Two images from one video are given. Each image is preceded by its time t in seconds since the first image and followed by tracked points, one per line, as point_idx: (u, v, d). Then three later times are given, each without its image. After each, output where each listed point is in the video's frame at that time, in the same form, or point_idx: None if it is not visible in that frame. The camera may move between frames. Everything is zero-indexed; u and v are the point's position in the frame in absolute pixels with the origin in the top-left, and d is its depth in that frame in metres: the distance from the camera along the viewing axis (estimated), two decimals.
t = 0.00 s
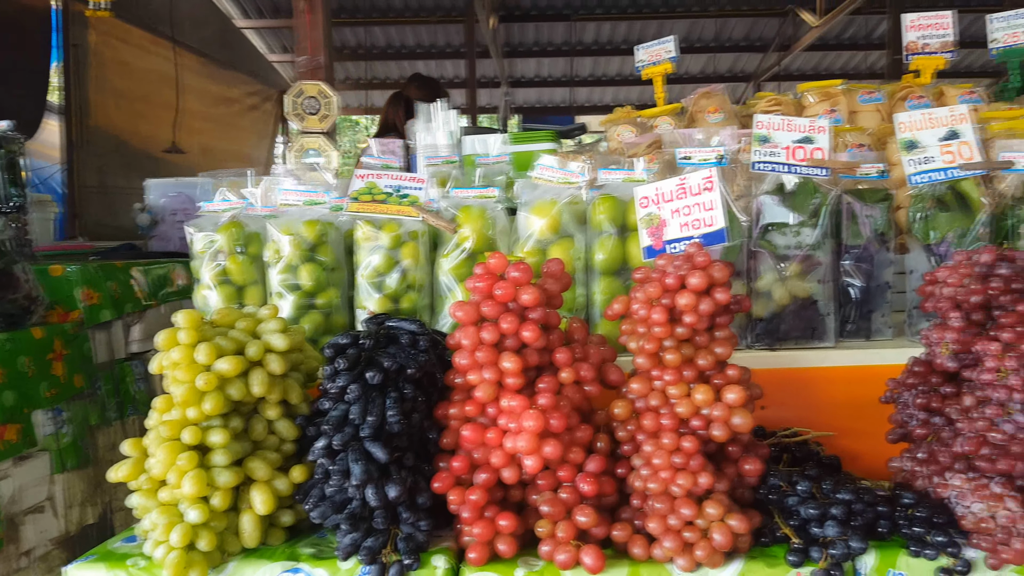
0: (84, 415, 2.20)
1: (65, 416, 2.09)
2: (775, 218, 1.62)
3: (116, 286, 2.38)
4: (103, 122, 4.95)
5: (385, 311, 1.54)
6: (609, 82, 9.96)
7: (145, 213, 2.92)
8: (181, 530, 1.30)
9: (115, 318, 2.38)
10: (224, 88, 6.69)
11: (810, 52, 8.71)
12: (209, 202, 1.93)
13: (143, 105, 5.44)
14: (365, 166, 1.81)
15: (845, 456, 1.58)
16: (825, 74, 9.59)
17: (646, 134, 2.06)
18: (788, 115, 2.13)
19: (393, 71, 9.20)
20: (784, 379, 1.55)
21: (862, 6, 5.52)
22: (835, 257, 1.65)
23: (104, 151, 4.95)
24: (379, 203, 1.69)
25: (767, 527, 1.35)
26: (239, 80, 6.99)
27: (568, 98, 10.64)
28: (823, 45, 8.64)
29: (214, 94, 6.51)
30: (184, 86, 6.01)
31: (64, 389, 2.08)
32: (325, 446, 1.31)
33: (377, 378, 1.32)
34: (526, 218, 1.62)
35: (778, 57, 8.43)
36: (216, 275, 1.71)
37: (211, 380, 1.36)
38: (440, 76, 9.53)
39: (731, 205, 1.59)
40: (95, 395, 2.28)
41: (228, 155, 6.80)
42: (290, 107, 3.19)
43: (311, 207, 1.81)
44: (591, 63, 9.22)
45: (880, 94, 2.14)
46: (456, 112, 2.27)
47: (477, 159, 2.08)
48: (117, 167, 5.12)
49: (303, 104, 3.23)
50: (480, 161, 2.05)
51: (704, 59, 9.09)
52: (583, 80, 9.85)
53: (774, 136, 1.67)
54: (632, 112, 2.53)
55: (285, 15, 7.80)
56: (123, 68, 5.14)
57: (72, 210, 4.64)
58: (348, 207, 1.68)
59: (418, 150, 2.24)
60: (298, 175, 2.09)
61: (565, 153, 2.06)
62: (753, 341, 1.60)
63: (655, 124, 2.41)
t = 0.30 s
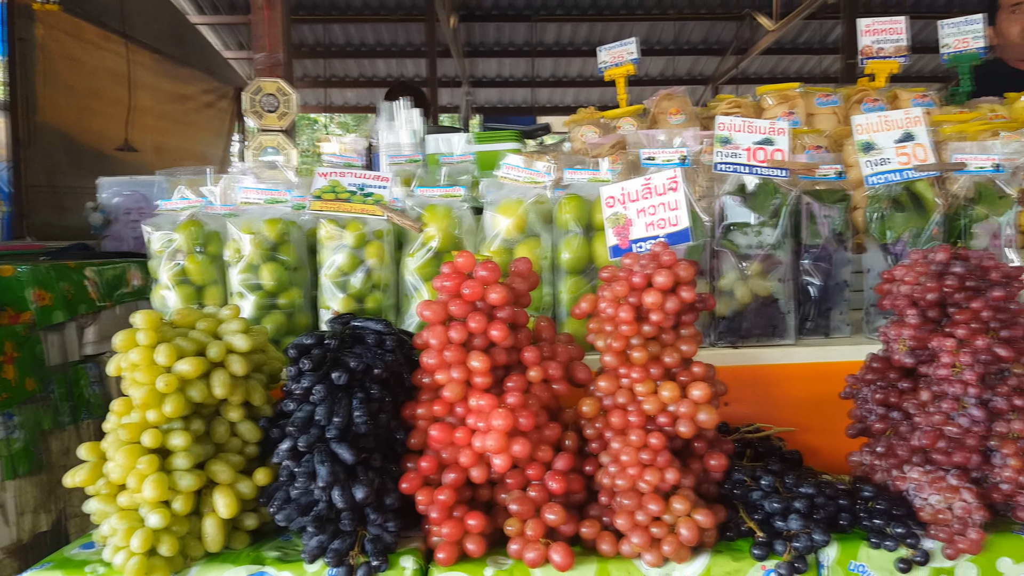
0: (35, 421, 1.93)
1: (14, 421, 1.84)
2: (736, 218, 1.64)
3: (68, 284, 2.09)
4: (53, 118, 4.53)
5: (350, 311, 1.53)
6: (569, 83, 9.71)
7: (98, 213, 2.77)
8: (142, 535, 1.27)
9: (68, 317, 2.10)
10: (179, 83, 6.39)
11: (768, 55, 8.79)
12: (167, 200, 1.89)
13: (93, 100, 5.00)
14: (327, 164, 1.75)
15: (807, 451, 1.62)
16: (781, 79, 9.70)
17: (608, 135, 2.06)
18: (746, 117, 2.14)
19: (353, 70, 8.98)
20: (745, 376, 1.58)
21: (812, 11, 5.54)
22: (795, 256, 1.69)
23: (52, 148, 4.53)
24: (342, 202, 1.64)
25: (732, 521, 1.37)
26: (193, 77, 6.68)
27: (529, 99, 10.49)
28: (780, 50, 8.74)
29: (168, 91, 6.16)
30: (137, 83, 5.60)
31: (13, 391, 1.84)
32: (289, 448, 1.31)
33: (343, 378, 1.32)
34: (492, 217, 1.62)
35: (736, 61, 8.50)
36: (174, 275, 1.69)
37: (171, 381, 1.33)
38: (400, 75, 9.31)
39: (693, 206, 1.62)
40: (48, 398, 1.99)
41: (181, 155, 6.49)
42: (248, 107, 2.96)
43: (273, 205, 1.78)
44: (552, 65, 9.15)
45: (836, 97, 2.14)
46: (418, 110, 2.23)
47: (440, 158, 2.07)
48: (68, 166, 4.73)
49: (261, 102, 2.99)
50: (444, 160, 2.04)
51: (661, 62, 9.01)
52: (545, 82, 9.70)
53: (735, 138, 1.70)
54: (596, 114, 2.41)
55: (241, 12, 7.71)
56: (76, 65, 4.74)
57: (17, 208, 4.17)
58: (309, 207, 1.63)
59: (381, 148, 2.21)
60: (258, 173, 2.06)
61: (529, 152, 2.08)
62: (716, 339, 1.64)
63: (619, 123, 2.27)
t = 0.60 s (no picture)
0: None
1: None
2: (703, 218, 1.67)
3: (27, 287, 2.04)
4: (11, 118, 4.36)
5: (318, 312, 1.52)
6: (538, 83, 9.66)
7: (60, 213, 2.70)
8: (106, 540, 1.25)
9: (26, 322, 2.04)
10: (142, 81, 6.23)
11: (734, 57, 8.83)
12: (131, 200, 1.86)
13: (51, 100, 4.81)
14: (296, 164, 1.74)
15: (773, 447, 1.65)
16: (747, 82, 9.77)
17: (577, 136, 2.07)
18: (714, 119, 2.15)
19: (320, 69, 8.79)
20: (712, 374, 1.61)
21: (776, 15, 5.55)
22: (761, 257, 1.72)
23: (8, 147, 4.36)
24: (311, 201, 1.64)
25: (700, 518, 1.39)
26: (156, 75, 6.50)
27: (498, 100, 10.36)
28: (746, 53, 8.81)
29: (130, 89, 6.00)
30: (98, 81, 5.44)
31: None
32: (257, 450, 1.29)
33: (311, 379, 1.31)
34: (462, 217, 1.62)
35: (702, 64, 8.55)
36: (139, 276, 1.66)
37: (136, 383, 1.31)
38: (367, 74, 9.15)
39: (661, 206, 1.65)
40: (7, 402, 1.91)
41: (143, 153, 6.32)
42: (213, 105, 2.90)
43: (239, 205, 1.76)
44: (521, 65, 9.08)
45: (800, 100, 2.19)
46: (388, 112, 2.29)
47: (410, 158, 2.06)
48: (24, 164, 4.55)
49: (227, 101, 2.93)
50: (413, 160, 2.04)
51: (631, 65, 9.13)
52: (513, 82, 9.56)
53: (702, 139, 1.74)
54: (565, 115, 2.38)
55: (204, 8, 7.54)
56: (33, 62, 4.57)
57: None
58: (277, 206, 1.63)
59: (350, 148, 2.21)
60: (225, 172, 2.02)
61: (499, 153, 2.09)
62: (684, 338, 1.67)
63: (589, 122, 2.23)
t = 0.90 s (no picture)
0: None
1: None
2: (667, 218, 1.68)
3: None
4: None
5: (279, 311, 1.50)
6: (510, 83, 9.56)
7: (20, 213, 2.62)
8: (60, 543, 1.22)
9: None
10: (107, 79, 6.08)
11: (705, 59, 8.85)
12: (89, 199, 1.81)
13: (16, 99, 4.69)
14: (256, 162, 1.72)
15: (737, 445, 1.66)
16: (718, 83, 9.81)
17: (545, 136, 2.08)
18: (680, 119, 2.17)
19: (290, 67, 8.62)
20: (676, 372, 1.62)
21: (746, 16, 5.56)
22: (725, 256, 1.73)
23: None
24: (272, 200, 1.62)
25: (662, 516, 1.39)
26: (123, 73, 6.36)
27: (470, 100, 10.23)
28: (717, 54, 8.86)
29: (94, 86, 5.84)
30: (62, 78, 5.29)
31: None
32: (215, 451, 1.27)
33: (270, 379, 1.29)
34: (427, 216, 1.61)
35: (672, 65, 8.56)
36: (96, 275, 1.62)
37: (91, 384, 1.28)
38: (338, 72, 8.82)
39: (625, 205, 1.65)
40: None
41: (109, 151, 6.18)
42: (179, 103, 2.83)
43: (199, 203, 1.73)
44: (493, 65, 9.01)
45: (766, 100, 2.24)
46: (353, 107, 2.24)
47: (376, 156, 2.09)
48: None
49: (193, 99, 2.87)
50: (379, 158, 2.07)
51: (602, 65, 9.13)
52: (484, 82, 9.44)
53: (666, 139, 1.75)
54: (533, 114, 2.39)
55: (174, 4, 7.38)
56: None
57: None
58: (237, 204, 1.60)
59: (314, 145, 2.21)
60: (187, 172, 1.96)
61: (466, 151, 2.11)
62: (648, 337, 1.68)
63: (557, 122, 2.24)
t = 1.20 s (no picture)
0: None
1: None
2: (633, 218, 1.69)
3: None
4: None
5: (242, 312, 1.49)
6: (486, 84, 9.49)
7: None
8: (16, 547, 1.19)
9: None
10: (82, 78, 6.00)
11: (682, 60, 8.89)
12: (51, 199, 1.79)
13: None
14: (220, 163, 1.71)
15: (701, 444, 1.68)
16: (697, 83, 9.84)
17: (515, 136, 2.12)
18: (650, 120, 2.21)
19: (268, 66, 8.53)
20: (643, 371, 1.65)
21: (722, 17, 5.58)
22: (691, 256, 1.75)
23: None
24: (236, 200, 1.61)
25: (625, 515, 1.40)
26: (98, 72, 6.28)
27: (448, 100, 10.15)
28: (695, 56, 8.90)
29: (68, 85, 5.75)
30: (36, 77, 5.22)
31: None
32: (174, 454, 1.26)
33: (229, 381, 1.28)
34: (393, 216, 1.61)
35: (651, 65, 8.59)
36: (58, 276, 1.59)
37: (49, 386, 1.26)
38: (315, 71, 8.81)
39: (589, 205, 1.67)
40: None
41: (83, 151, 6.09)
42: (150, 102, 2.83)
43: (163, 203, 1.71)
44: (472, 65, 8.99)
45: (735, 102, 2.27)
46: (324, 107, 2.25)
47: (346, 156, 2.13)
48: None
49: (164, 98, 2.86)
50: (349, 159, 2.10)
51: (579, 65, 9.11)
52: (463, 81, 9.37)
53: (633, 140, 1.76)
54: (505, 114, 2.40)
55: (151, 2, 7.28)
56: None
57: None
58: (201, 204, 1.59)
59: (285, 145, 2.22)
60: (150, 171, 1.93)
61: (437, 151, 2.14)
62: (615, 337, 1.70)
63: (528, 123, 2.25)
